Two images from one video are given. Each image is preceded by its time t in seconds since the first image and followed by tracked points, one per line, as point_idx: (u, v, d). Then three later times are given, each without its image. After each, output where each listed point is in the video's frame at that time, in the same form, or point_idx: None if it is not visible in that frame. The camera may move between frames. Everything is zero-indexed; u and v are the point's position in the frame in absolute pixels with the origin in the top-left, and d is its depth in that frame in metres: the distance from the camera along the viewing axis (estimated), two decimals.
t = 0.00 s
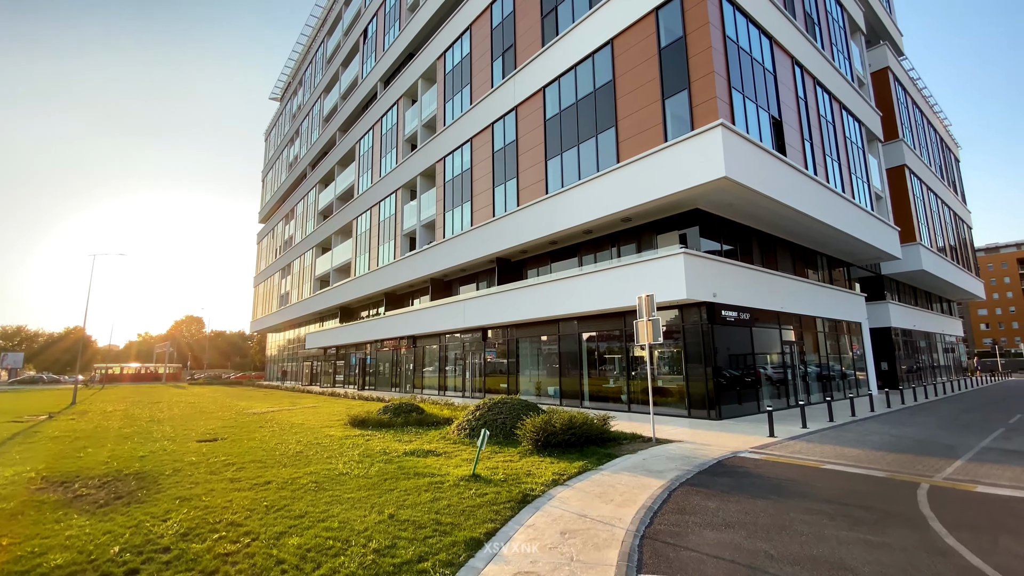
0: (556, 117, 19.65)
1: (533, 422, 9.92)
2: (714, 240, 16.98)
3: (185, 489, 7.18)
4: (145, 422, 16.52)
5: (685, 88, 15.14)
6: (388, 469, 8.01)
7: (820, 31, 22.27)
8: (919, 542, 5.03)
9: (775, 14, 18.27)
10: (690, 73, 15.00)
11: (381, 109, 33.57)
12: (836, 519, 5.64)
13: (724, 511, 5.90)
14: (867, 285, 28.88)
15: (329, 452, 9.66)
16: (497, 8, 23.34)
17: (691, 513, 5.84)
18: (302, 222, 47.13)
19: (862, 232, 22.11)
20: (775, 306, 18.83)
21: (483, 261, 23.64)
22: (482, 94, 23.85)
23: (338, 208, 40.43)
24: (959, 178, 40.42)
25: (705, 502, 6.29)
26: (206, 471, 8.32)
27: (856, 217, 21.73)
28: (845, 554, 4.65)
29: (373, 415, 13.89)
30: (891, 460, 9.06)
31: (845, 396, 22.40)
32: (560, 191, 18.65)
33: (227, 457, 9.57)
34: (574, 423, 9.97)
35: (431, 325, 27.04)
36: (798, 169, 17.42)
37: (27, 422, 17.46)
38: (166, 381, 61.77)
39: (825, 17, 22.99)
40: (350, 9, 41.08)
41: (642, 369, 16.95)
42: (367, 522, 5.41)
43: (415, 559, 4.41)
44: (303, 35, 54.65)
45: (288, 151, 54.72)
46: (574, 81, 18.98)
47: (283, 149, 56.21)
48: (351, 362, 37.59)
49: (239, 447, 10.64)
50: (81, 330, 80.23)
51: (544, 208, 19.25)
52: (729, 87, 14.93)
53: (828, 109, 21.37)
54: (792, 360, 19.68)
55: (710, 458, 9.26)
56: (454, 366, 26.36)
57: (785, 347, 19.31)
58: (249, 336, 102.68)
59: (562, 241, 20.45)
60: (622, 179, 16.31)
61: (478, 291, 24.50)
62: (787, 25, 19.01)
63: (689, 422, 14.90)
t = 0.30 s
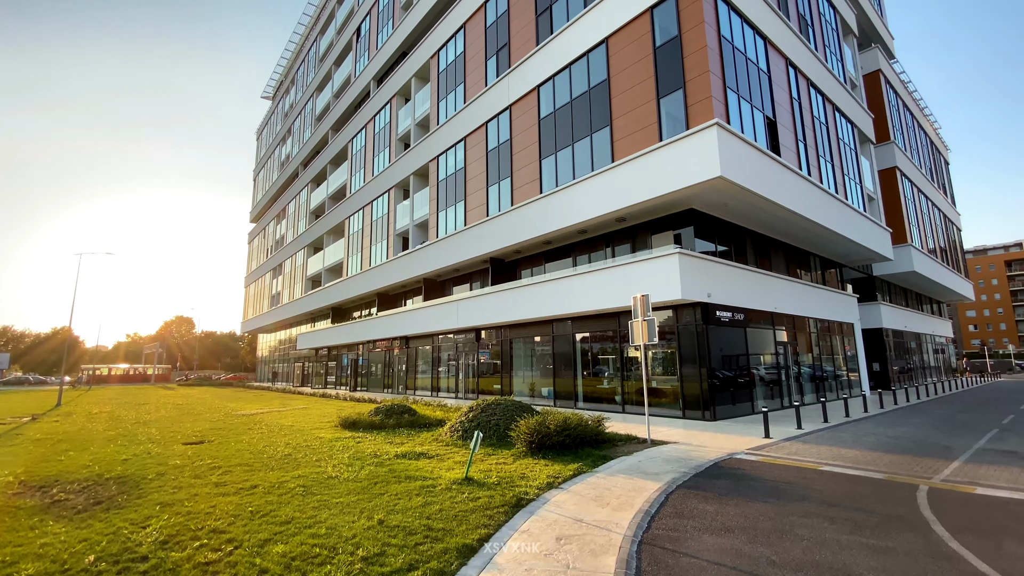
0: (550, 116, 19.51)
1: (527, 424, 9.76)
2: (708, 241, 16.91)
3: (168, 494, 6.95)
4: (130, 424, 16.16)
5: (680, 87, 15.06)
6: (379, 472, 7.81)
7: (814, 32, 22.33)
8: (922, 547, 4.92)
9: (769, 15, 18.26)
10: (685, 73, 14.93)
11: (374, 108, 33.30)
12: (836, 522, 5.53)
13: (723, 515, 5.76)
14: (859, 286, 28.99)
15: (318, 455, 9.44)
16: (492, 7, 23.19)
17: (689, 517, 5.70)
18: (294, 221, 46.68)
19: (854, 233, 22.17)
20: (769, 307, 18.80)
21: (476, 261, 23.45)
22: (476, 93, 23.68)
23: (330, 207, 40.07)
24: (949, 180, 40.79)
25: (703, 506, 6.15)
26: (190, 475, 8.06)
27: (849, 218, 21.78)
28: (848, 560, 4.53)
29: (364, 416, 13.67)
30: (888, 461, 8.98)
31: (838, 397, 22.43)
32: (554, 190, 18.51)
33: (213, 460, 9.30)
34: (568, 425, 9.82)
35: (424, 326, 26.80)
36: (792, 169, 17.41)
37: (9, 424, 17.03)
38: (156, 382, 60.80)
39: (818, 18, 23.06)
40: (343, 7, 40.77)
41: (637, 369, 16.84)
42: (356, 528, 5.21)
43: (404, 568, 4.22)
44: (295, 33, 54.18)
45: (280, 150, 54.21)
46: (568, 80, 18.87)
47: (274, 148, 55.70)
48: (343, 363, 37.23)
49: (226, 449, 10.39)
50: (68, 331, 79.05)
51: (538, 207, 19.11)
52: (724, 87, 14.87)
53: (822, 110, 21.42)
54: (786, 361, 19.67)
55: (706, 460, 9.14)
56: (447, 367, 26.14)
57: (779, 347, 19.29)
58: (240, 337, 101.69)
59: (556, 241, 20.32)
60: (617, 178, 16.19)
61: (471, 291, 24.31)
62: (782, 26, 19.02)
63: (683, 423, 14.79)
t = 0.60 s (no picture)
0: (545, 115, 19.37)
1: (521, 425, 9.58)
2: (703, 241, 16.82)
3: (149, 500, 6.71)
4: (115, 427, 15.81)
5: (676, 86, 14.96)
6: (369, 476, 7.62)
7: (808, 33, 22.36)
8: (927, 552, 4.79)
9: (764, 15, 18.24)
10: (681, 71, 14.83)
11: (368, 106, 33.04)
12: (839, 526, 5.40)
13: (722, 519, 5.61)
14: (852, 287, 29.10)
15: (307, 458, 9.21)
16: (486, 5, 23.03)
17: (688, 522, 5.54)
18: (286, 221, 46.26)
19: (848, 233, 22.20)
20: (764, 307, 18.76)
21: (470, 261, 23.28)
22: (470, 92, 23.51)
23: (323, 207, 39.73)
24: (940, 183, 41.09)
25: (701, 509, 6.00)
26: (173, 480, 7.81)
27: (843, 218, 21.81)
28: (852, 566, 4.39)
29: (355, 418, 13.43)
30: (886, 463, 8.88)
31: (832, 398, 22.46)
32: (548, 189, 18.37)
33: (198, 464, 9.05)
34: (563, 426, 9.65)
35: (417, 326, 26.57)
36: (787, 170, 17.38)
37: None
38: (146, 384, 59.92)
39: (812, 19, 23.10)
40: (336, 6, 40.48)
41: (632, 370, 16.70)
42: (343, 535, 5.00)
43: None
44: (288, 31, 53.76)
45: (272, 149, 53.74)
46: (563, 79, 18.74)
47: (267, 147, 55.23)
48: (336, 364, 36.93)
49: (213, 453, 10.13)
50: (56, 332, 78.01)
51: (533, 207, 18.95)
52: (720, 86, 14.79)
53: (816, 111, 21.44)
54: (780, 362, 19.65)
55: (703, 462, 8.99)
56: (440, 368, 25.91)
57: (773, 348, 19.25)
58: (231, 338, 100.71)
59: (550, 241, 20.18)
60: (612, 178, 16.07)
61: (465, 291, 24.12)
62: (776, 26, 19.01)
63: (678, 424, 14.69)
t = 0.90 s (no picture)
0: (540, 114, 19.22)
1: (515, 429, 9.39)
2: (699, 241, 16.72)
3: (129, 508, 6.47)
4: (100, 430, 15.45)
5: (672, 85, 14.85)
6: (358, 481, 7.39)
7: (803, 34, 22.36)
8: (933, 560, 4.64)
9: (760, 15, 18.19)
10: (677, 70, 14.71)
11: (361, 105, 32.77)
12: (841, 533, 5.25)
13: (722, 526, 5.45)
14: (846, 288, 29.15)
15: (295, 462, 8.98)
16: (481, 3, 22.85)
17: (687, 530, 5.37)
18: (279, 221, 45.85)
19: (843, 235, 22.19)
20: (759, 308, 18.67)
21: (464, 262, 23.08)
22: (465, 91, 23.32)
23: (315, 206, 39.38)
24: (933, 185, 41.31)
25: (700, 516, 5.84)
26: (155, 486, 7.57)
27: (838, 220, 21.79)
28: None
29: (346, 421, 13.20)
30: (884, 466, 8.75)
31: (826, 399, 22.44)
32: (543, 189, 18.21)
33: (182, 469, 8.79)
34: (558, 429, 9.48)
35: (411, 327, 26.32)
36: (783, 170, 17.32)
37: None
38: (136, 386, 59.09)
39: (807, 21, 23.11)
40: (330, 4, 40.16)
41: (627, 371, 16.55)
42: (328, 546, 4.78)
43: None
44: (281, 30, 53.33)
45: (264, 148, 53.26)
46: (558, 78, 18.59)
47: (259, 146, 54.79)
48: (328, 365, 36.59)
49: (198, 457, 9.86)
50: (44, 333, 76.96)
51: (527, 207, 18.79)
52: (716, 85, 14.69)
53: (811, 112, 21.42)
54: (776, 363, 19.58)
55: (700, 465, 8.85)
56: (434, 369, 25.69)
57: (769, 349, 19.18)
58: (222, 338, 99.77)
59: (545, 241, 20.03)
60: (607, 178, 15.93)
61: (459, 292, 23.92)
62: (772, 26, 18.96)
63: (674, 426, 14.56)
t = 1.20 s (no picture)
0: (535, 113, 19.09)
1: (509, 430, 9.22)
2: (694, 241, 16.64)
3: (109, 515, 6.27)
4: (86, 431, 15.15)
5: (668, 84, 14.76)
6: (348, 485, 7.21)
7: (798, 35, 22.37)
8: (937, 566, 4.52)
9: (756, 15, 18.14)
10: (674, 69, 14.63)
11: (355, 103, 32.52)
12: (844, 538, 5.12)
13: (722, 531, 5.31)
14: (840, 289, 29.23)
15: (284, 465, 8.79)
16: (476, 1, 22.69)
17: (685, 535, 5.24)
18: (271, 219, 45.46)
19: (837, 235, 22.21)
20: (754, 309, 18.63)
21: (459, 261, 22.91)
22: (459, 89, 23.15)
23: (308, 205, 39.06)
24: (925, 187, 41.56)
25: (700, 520, 5.70)
26: (137, 491, 7.37)
27: (832, 220, 21.82)
28: None
29: (338, 422, 13.01)
30: (882, 468, 8.66)
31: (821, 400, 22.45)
32: (538, 188, 18.07)
33: (166, 473, 8.57)
34: (553, 431, 9.33)
35: (404, 327, 26.11)
36: (778, 170, 17.29)
37: None
38: (127, 386, 58.45)
39: (802, 22, 23.13)
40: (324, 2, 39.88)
41: (622, 372, 16.43)
42: (314, 553, 4.60)
43: None
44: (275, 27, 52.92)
45: (257, 147, 52.85)
46: (554, 77, 18.47)
47: (252, 144, 54.38)
48: (321, 365, 36.29)
49: (185, 460, 9.66)
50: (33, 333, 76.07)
51: (522, 206, 18.65)
52: (712, 84, 14.61)
53: (806, 112, 21.42)
54: (770, 363, 19.55)
55: (696, 467, 8.73)
56: (428, 370, 25.48)
57: (763, 350, 19.14)
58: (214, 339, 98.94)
59: (540, 241, 19.89)
60: (604, 177, 15.81)
61: (453, 292, 23.74)
62: (768, 26, 18.94)
63: (669, 427, 14.45)
